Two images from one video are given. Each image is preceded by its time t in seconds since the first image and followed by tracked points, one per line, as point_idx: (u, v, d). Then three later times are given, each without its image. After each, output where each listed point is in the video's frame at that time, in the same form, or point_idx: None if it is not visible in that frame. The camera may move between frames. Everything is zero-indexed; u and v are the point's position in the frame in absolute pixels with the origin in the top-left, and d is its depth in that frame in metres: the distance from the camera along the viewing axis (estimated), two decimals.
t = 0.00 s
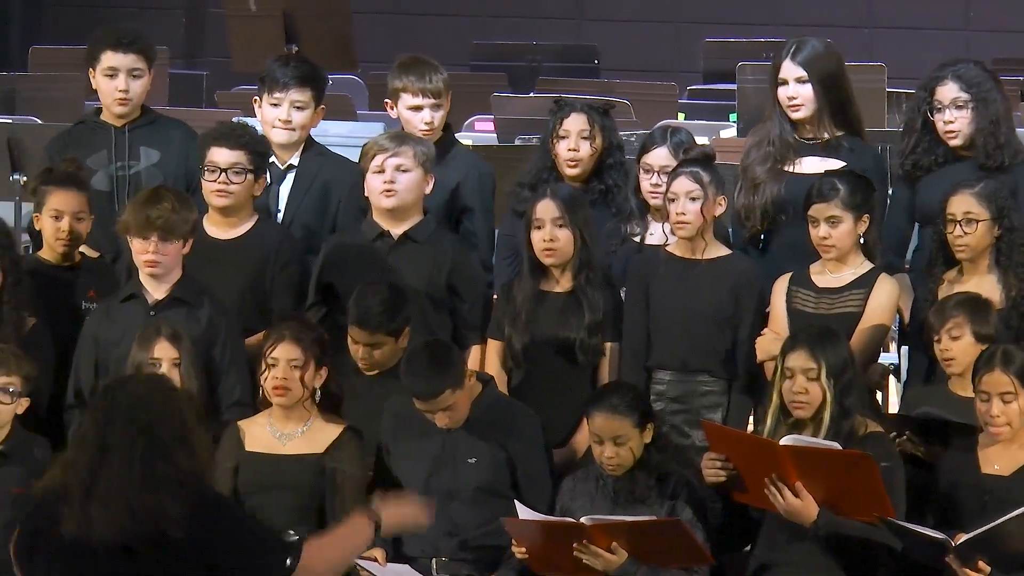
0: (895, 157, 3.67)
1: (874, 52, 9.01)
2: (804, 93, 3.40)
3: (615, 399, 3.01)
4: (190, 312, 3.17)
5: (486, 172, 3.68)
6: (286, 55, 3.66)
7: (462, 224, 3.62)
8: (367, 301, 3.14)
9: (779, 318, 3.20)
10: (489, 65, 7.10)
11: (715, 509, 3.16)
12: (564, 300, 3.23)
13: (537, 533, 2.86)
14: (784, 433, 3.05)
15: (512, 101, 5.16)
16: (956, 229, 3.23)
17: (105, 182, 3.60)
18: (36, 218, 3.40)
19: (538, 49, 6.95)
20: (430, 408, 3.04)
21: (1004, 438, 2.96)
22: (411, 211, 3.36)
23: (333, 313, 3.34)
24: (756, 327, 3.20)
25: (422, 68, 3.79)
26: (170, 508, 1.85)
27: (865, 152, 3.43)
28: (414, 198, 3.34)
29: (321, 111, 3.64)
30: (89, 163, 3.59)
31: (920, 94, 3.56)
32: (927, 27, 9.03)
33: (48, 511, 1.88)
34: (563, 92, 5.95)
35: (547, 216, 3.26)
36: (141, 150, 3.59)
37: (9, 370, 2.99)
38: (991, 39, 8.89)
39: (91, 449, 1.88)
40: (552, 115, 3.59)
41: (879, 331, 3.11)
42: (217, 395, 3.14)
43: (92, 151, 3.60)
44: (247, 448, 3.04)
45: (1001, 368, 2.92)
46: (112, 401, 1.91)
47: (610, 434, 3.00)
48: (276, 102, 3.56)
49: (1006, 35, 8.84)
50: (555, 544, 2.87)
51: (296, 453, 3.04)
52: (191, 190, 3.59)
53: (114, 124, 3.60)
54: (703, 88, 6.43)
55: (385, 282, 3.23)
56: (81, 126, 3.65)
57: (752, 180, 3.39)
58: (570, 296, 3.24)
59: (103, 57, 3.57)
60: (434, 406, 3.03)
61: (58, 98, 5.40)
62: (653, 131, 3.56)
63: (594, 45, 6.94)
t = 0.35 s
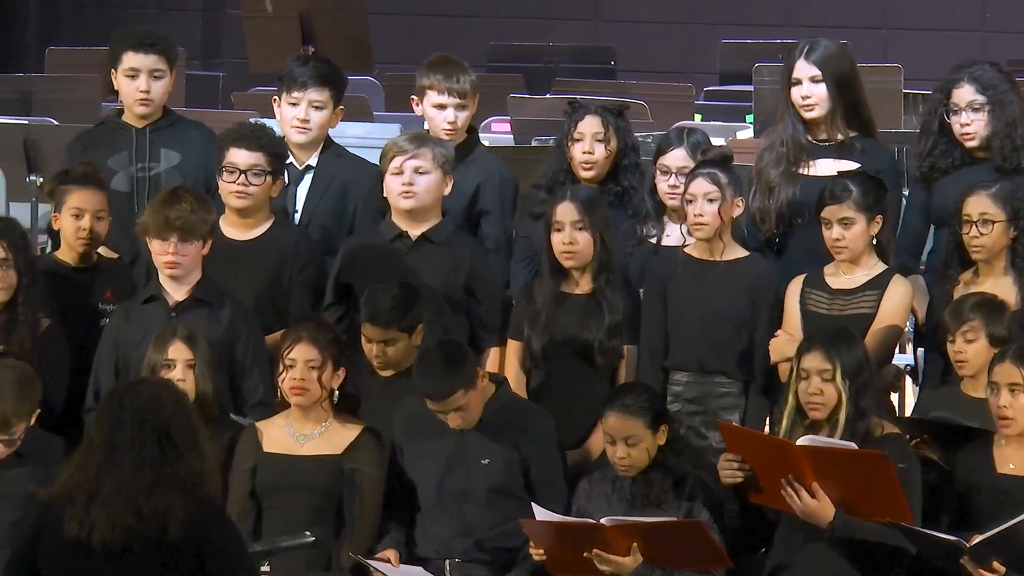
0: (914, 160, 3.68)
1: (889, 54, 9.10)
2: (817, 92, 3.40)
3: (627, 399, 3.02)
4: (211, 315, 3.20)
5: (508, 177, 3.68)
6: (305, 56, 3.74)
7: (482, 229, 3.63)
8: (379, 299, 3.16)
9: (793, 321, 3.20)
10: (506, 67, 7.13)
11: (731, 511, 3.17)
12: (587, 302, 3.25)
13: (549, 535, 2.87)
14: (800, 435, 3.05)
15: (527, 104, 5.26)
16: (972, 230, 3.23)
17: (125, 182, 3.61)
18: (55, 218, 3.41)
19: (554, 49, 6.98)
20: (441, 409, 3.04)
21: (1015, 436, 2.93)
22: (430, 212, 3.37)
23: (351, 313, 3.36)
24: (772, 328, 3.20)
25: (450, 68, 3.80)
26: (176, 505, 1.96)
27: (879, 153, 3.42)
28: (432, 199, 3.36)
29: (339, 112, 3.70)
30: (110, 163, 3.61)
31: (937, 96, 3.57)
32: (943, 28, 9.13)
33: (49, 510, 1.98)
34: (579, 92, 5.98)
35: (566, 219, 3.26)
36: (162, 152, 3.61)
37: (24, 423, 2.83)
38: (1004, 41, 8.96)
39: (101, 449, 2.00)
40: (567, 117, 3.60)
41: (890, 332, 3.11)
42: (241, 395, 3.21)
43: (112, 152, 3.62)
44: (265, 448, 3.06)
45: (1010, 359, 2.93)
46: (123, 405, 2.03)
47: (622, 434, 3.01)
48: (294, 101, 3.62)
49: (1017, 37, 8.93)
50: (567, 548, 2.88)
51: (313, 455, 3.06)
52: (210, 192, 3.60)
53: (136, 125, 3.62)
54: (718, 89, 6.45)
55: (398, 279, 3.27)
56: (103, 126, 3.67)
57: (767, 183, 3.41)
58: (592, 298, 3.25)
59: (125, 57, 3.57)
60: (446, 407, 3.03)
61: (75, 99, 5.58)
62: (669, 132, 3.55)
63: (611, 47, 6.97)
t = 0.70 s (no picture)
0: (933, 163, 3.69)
1: (909, 54, 9.15)
2: (839, 92, 3.40)
3: (643, 398, 3.04)
4: (227, 315, 3.19)
5: (534, 180, 3.70)
6: (326, 56, 3.76)
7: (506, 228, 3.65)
8: (396, 298, 3.17)
9: (810, 321, 3.16)
10: (526, 68, 7.16)
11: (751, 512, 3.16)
12: (613, 303, 3.28)
13: (568, 536, 2.88)
14: (820, 436, 3.04)
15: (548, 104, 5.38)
16: (991, 232, 3.23)
17: (153, 184, 3.61)
18: (81, 220, 3.42)
19: (574, 51, 7.02)
20: (459, 411, 3.05)
21: None
22: (449, 213, 3.38)
23: (371, 314, 3.35)
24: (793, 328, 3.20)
25: (484, 73, 3.77)
26: (177, 499, 2.00)
27: (899, 155, 3.42)
28: (452, 200, 3.37)
29: (357, 114, 3.71)
30: (137, 164, 3.62)
31: (956, 96, 3.57)
32: (963, 30, 9.16)
33: (57, 497, 2.05)
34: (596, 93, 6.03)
35: (595, 220, 3.30)
36: (189, 153, 3.62)
37: (36, 444, 2.90)
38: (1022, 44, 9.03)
39: (104, 438, 2.05)
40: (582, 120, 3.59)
41: (908, 332, 3.09)
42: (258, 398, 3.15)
43: (139, 154, 3.62)
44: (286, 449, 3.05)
45: None
46: (126, 397, 2.07)
47: (639, 434, 3.02)
48: (314, 102, 3.62)
49: None
50: (586, 549, 2.89)
51: (334, 455, 3.08)
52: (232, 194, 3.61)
53: (164, 126, 3.62)
54: (738, 90, 6.48)
55: (414, 274, 3.26)
56: (130, 128, 3.67)
57: (786, 183, 3.40)
58: (618, 300, 3.28)
59: (153, 57, 3.58)
60: (462, 408, 3.04)
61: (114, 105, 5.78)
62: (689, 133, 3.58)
63: (630, 48, 7.02)
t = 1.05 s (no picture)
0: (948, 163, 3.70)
1: (924, 55, 9.13)
2: (853, 92, 3.41)
3: (662, 399, 3.04)
4: (237, 316, 3.20)
5: (538, 181, 3.71)
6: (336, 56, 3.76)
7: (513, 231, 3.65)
8: (411, 299, 3.14)
9: (827, 321, 3.20)
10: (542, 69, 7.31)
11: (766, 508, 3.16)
12: (630, 304, 3.29)
13: (584, 535, 2.88)
14: (835, 437, 3.05)
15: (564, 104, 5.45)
16: (1014, 229, 3.20)
17: (176, 183, 3.64)
18: (99, 221, 3.41)
19: (591, 52, 7.14)
20: (474, 413, 3.03)
21: None
22: (463, 214, 3.37)
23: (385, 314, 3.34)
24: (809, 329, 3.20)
25: (480, 77, 3.78)
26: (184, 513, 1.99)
27: (915, 155, 3.42)
28: (465, 200, 3.35)
29: (364, 112, 3.70)
30: (162, 163, 3.64)
31: (972, 95, 3.57)
32: (983, 31, 9.06)
33: (56, 509, 2.03)
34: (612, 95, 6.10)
35: (613, 219, 3.30)
36: (214, 154, 3.63)
37: (47, 449, 2.93)
38: None
39: (110, 456, 2.04)
40: (596, 123, 3.59)
41: (923, 331, 3.11)
42: (267, 399, 3.19)
43: (165, 153, 3.65)
44: (301, 450, 3.06)
45: None
46: (136, 413, 2.06)
47: (657, 433, 3.03)
48: (320, 103, 3.62)
49: None
50: (604, 550, 2.88)
51: (347, 457, 3.04)
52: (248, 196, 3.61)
53: (191, 127, 3.66)
54: (754, 91, 6.51)
55: (428, 279, 3.23)
56: (158, 127, 3.71)
57: (803, 183, 3.40)
58: (635, 301, 3.29)
59: (181, 59, 3.63)
60: (477, 411, 3.02)
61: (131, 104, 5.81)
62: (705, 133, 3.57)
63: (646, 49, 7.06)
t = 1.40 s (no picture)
0: (969, 163, 3.69)
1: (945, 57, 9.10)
2: (881, 92, 3.42)
3: (692, 399, 3.05)
4: (252, 317, 3.16)
5: (545, 189, 3.69)
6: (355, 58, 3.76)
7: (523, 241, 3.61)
8: (430, 295, 3.16)
9: (851, 322, 3.21)
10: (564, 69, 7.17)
11: (787, 515, 3.13)
12: (650, 305, 3.30)
13: (609, 539, 2.88)
14: (857, 438, 3.04)
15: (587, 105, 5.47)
16: None
17: (205, 186, 3.65)
18: (115, 221, 3.39)
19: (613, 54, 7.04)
20: (499, 416, 3.03)
21: None
22: (487, 216, 3.35)
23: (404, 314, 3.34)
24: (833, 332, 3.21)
25: (489, 84, 3.79)
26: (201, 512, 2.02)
27: (937, 157, 3.42)
28: (489, 205, 3.34)
29: (388, 115, 3.70)
30: (193, 165, 3.66)
31: (994, 96, 3.58)
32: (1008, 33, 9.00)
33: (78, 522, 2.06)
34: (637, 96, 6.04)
35: (634, 220, 3.33)
36: (245, 159, 3.65)
37: (71, 455, 2.96)
38: None
39: (117, 466, 2.06)
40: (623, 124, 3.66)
41: (948, 333, 3.11)
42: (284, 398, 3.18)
43: (195, 154, 3.66)
44: (323, 452, 3.06)
45: None
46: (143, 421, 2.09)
47: (686, 434, 3.04)
48: (346, 105, 3.63)
49: None
50: (629, 554, 2.88)
51: (369, 459, 3.04)
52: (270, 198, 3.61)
53: (223, 129, 3.66)
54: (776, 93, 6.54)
55: (450, 277, 3.24)
56: (190, 125, 3.71)
57: (826, 184, 3.42)
58: (656, 301, 3.30)
59: (216, 60, 3.64)
60: (501, 414, 3.03)
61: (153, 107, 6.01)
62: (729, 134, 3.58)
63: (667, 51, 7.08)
